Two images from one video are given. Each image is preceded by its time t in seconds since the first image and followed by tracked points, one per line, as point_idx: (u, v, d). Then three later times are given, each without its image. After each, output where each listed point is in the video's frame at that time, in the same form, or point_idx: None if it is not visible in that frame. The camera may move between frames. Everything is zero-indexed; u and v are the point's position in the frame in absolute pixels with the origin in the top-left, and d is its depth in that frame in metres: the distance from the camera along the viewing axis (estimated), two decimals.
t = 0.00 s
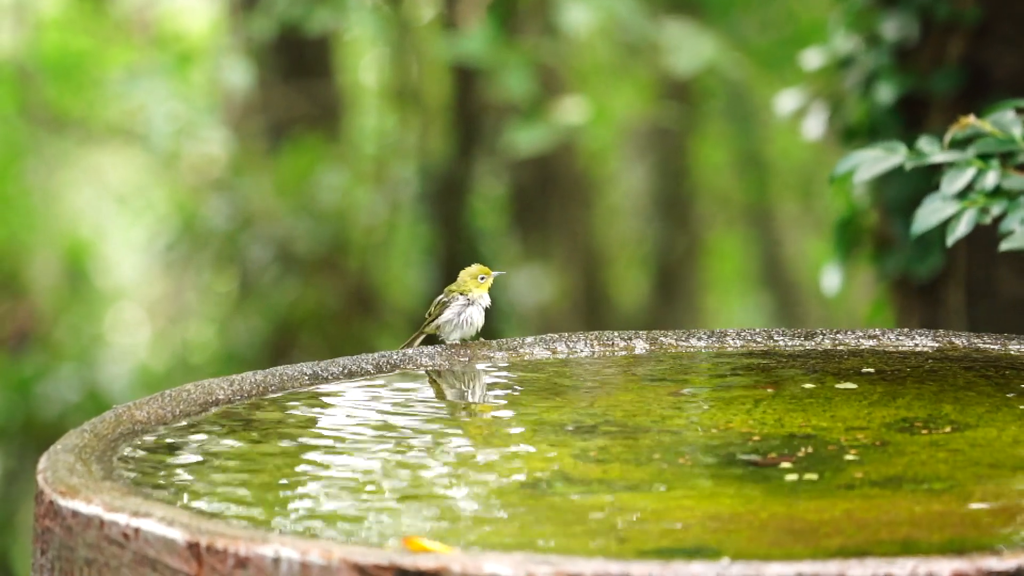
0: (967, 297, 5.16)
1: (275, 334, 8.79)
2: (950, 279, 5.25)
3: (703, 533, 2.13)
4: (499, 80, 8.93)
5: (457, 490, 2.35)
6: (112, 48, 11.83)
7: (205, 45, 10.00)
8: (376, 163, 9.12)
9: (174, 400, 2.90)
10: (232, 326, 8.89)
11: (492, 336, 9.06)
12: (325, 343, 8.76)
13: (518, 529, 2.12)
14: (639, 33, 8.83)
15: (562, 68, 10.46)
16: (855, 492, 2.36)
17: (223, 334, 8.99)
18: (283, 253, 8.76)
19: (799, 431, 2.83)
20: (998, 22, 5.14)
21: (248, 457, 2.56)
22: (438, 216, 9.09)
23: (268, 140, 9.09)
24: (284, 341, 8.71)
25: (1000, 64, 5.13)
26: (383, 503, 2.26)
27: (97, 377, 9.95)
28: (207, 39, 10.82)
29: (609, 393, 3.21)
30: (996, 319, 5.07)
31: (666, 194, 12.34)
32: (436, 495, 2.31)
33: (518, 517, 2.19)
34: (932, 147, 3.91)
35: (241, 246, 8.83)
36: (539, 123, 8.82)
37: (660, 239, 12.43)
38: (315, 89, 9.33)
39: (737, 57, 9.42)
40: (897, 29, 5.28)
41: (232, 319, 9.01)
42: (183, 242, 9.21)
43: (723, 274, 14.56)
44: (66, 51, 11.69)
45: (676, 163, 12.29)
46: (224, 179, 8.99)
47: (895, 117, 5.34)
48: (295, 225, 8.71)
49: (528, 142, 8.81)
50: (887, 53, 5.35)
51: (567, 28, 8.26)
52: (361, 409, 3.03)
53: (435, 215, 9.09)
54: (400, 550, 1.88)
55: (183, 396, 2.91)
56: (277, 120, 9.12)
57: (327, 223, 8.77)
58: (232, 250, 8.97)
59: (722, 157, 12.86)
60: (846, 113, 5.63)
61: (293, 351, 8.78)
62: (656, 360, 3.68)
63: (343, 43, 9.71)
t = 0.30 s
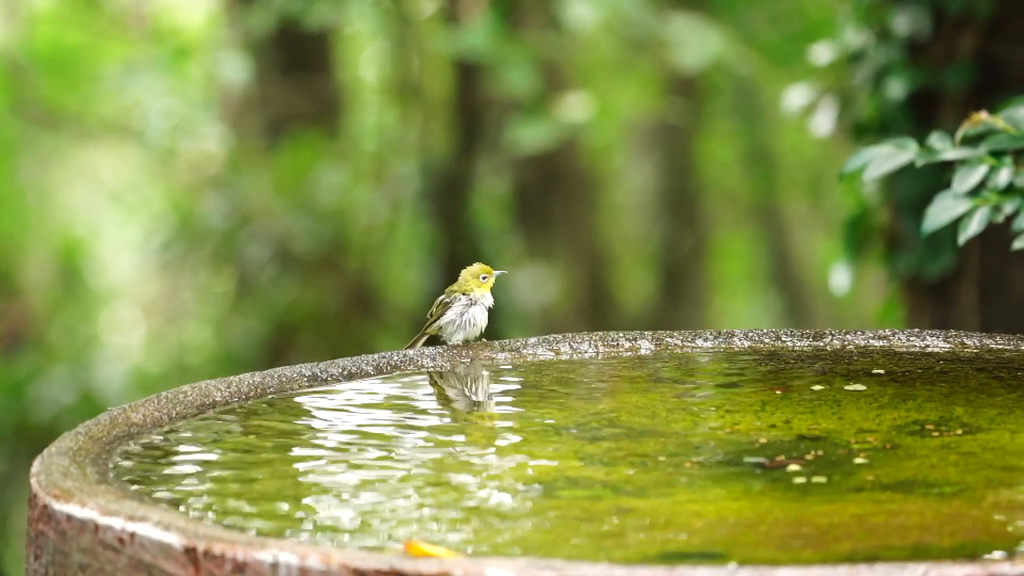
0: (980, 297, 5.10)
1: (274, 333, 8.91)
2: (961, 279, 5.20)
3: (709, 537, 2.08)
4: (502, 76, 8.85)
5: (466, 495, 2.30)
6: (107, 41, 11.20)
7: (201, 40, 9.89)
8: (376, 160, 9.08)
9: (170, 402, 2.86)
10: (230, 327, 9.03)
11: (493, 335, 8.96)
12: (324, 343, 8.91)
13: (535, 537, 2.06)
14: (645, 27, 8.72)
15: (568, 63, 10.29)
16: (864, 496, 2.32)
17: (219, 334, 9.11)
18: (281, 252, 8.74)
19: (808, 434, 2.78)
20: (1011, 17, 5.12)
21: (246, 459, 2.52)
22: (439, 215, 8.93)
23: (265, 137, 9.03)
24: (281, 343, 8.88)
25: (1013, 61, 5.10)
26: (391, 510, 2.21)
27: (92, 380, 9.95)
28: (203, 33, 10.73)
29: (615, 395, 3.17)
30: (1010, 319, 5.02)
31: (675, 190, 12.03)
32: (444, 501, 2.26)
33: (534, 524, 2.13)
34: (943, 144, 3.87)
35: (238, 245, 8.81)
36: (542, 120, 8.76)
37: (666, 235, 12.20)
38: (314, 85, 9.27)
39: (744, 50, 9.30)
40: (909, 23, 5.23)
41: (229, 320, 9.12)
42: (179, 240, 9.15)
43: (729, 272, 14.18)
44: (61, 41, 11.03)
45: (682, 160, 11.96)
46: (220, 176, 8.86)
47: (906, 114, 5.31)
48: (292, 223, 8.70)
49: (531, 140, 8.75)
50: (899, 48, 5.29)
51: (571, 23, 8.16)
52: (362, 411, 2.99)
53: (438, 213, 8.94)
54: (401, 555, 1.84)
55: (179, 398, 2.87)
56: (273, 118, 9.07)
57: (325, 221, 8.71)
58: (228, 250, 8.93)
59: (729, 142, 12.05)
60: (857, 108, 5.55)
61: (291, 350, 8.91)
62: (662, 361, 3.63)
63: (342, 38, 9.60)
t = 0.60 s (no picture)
0: (990, 297, 5.01)
1: (274, 332, 8.86)
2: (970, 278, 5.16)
3: (713, 541, 2.04)
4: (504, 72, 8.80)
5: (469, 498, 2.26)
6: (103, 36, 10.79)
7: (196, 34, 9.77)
8: (374, 157, 9.08)
9: (166, 403, 2.82)
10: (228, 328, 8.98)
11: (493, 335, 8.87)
12: (324, 343, 8.86)
13: (555, 543, 2.01)
14: (648, 23, 8.65)
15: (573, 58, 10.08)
16: (871, 500, 2.28)
17: (217, 334, 9.07)
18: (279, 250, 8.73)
19: (814, 436, 2.74)
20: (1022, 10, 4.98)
21: (242, 462, 2.49)
22: (440, 214, 8.90)
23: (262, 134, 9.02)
24: (280, 343, 8.83)
25: None
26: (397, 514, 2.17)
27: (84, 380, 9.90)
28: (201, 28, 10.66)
29: (618, 396, 3.13)
30: (1020, 321, 4.92)
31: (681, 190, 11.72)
32: (448, 504, 2.22)
33: (549, 530, 2.08)
34: (952, 141, 3.80)
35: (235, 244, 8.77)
36: (543, 117, 8.70)
37: (669, 234, 11.85)
38: (312, 77, 9.26)
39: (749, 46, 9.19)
40: (917, 18, 5.20)
41: (226, 319, 9.08)
42: (174, 239, 9.10)
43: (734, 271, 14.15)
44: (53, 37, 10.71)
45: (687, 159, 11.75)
46: (217, 173, 8.92)
47: (914, 111, 5.27)
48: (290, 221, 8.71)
49: (534, 137, 8.70)
50: (907, 43, 5.28)
51: (573, 18, 8.09)
52: (362, 413, 2.96)
53: (439, 212, 8.92)
54: (400, 559, 1.80)
55: (176, 399, 2.84)
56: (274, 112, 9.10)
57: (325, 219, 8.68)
58: (225, 248, 8.87)
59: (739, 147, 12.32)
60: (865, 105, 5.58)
61: (290, 350, 8.87)
62: (667, 362, 3.60)
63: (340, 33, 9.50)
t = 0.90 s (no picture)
0: (998, 298, 5.00)
1: (269, 333, 8.78)
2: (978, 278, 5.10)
3: (715, 545, 2.01)
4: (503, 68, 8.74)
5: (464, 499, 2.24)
6: (93, 33, 10.66)
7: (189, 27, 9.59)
8: (371, 155, 9.25)
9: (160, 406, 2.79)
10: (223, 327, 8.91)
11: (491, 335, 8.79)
12: (320, 343, 8.80)
13: (551, 544, 1.99)
14: (649, 17, 8.57)
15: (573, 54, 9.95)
16: (877, 503, 2.24)
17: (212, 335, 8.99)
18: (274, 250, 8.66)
19: (819, 438, 2.71)
20: None
21: (237, 464, 2.46)
22: (439, 213, 8.95)
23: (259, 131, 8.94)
24: (276, 344, 8.76)
25: None
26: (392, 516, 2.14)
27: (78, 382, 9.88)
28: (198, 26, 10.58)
29: (619, 398, 3.10)
30: None
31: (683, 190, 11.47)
32: (445, 506, 2.19)
33: (545, 531, 2.06)
34: (959, 139, 3.82)
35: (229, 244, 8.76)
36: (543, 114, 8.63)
37: (672, 232, 11.36)
38: (308, 74, 9.12)
39: (751, 41, 9.07)
40: (924, 13, 5.18)
41: (221, 319, 8.99)
42: (169, 238, 9.07)
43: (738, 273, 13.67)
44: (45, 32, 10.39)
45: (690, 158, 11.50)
46: (212, 171, 8.86)
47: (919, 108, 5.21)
48: (287, 220, 8.70)
49: (535, 133, 8.72)
50: (913, 40, 5.22)
51: (574, 13, 8.00)
52: (359, 415, 2.92)
53: (438, 210, 8.95)
54: (398, 563, 1.77)
55: (170, 401, 2.80)
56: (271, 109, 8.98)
57: (322, 220, 8.76)
58: (221, 247, 8.84)
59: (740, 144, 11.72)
60: (869, 102, 5.56)
61: (286, 349, 8.79)
62: (669, 364, 3.56)
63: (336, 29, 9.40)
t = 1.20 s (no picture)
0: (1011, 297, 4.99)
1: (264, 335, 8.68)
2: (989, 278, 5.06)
3: (720, 551, 1.96)
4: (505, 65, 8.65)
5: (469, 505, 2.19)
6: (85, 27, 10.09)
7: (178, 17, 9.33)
8: (368, 152, 8.92)
9: (153, 408, 2.75)
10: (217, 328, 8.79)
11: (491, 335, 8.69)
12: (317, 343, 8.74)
13: (551, 549, 1.95)
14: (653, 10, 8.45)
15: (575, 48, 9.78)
16: (886, 508, 2.19)
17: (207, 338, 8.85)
18: (271, 250, 8.58)
19: (826, 442, 2.66)
20: None
21: (232, 468, 2.42)
22: (438, 213, 9.04)
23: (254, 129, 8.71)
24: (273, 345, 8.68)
25: None
26: (391, 521, 2.10)
27: (67, 383, 9.48)
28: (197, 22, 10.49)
29: (622, 400, 3.06)
30: None
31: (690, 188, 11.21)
32: (446, 511, 2.15)
33: (544, 535, 2.02)
34: (970, 134, 3.78)
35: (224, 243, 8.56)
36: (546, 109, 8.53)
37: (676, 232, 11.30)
38: (305, 69, 8.93)
39: (757, 36, 8.92)
40: (935, 6, 5.14)
41: (216, 320, 8.90)
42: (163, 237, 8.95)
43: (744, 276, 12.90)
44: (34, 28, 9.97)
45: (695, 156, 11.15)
46: (205, 167, 8.58)
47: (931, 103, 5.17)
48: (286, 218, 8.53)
49: (533, 130, 8.47)
50: (924, 33, 5.17)
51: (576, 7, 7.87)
52: (357, 418, 2.88)
53: (434, 207, 9.04)
54: (395, 569, 1.72)
55: (164, 404, 2.76)
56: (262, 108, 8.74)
57: (317, 216, 8.56)
58: (215, 245, 8.65)
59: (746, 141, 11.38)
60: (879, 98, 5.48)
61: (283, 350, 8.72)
62: (672, 366, 3.51)
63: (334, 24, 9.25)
